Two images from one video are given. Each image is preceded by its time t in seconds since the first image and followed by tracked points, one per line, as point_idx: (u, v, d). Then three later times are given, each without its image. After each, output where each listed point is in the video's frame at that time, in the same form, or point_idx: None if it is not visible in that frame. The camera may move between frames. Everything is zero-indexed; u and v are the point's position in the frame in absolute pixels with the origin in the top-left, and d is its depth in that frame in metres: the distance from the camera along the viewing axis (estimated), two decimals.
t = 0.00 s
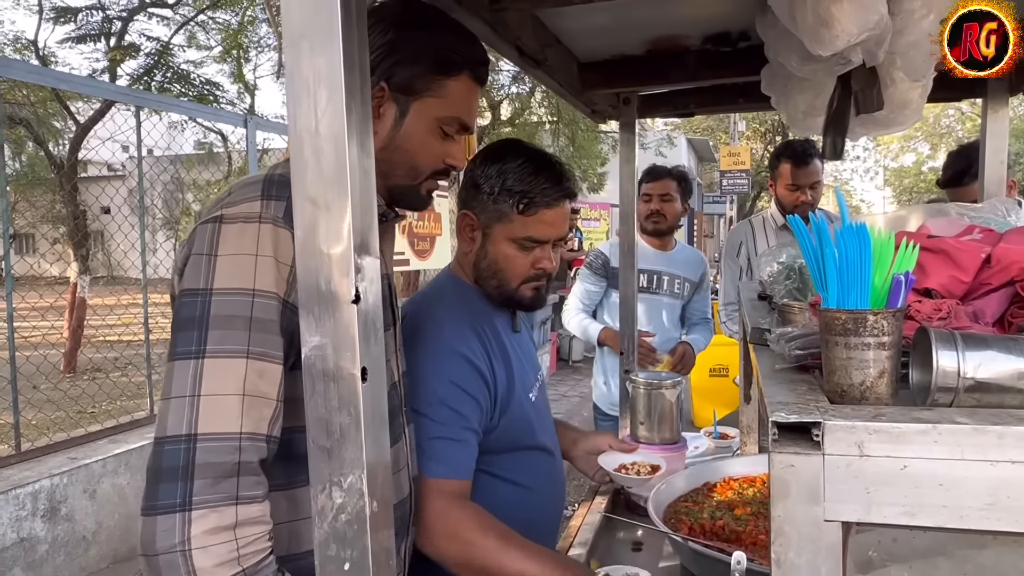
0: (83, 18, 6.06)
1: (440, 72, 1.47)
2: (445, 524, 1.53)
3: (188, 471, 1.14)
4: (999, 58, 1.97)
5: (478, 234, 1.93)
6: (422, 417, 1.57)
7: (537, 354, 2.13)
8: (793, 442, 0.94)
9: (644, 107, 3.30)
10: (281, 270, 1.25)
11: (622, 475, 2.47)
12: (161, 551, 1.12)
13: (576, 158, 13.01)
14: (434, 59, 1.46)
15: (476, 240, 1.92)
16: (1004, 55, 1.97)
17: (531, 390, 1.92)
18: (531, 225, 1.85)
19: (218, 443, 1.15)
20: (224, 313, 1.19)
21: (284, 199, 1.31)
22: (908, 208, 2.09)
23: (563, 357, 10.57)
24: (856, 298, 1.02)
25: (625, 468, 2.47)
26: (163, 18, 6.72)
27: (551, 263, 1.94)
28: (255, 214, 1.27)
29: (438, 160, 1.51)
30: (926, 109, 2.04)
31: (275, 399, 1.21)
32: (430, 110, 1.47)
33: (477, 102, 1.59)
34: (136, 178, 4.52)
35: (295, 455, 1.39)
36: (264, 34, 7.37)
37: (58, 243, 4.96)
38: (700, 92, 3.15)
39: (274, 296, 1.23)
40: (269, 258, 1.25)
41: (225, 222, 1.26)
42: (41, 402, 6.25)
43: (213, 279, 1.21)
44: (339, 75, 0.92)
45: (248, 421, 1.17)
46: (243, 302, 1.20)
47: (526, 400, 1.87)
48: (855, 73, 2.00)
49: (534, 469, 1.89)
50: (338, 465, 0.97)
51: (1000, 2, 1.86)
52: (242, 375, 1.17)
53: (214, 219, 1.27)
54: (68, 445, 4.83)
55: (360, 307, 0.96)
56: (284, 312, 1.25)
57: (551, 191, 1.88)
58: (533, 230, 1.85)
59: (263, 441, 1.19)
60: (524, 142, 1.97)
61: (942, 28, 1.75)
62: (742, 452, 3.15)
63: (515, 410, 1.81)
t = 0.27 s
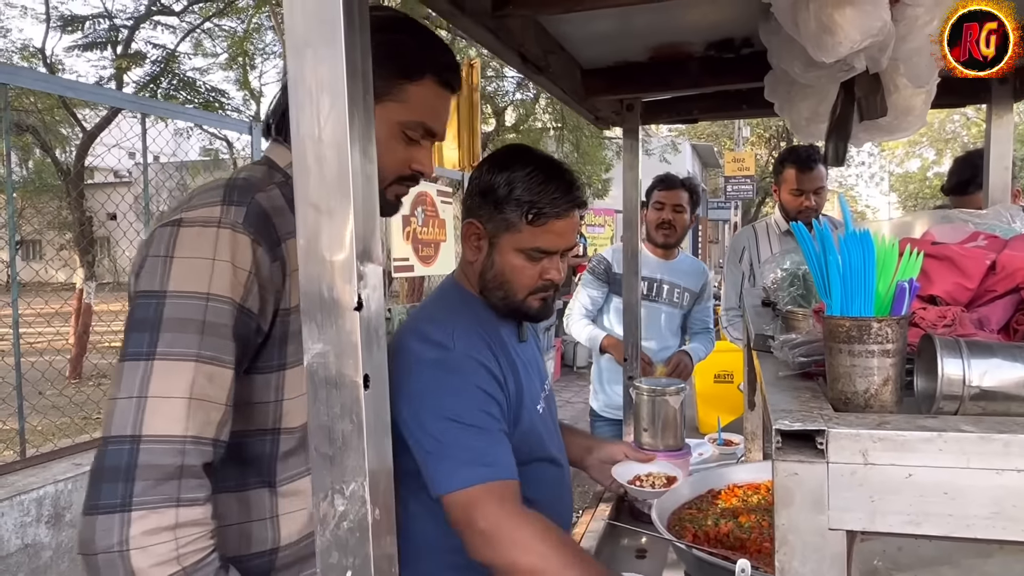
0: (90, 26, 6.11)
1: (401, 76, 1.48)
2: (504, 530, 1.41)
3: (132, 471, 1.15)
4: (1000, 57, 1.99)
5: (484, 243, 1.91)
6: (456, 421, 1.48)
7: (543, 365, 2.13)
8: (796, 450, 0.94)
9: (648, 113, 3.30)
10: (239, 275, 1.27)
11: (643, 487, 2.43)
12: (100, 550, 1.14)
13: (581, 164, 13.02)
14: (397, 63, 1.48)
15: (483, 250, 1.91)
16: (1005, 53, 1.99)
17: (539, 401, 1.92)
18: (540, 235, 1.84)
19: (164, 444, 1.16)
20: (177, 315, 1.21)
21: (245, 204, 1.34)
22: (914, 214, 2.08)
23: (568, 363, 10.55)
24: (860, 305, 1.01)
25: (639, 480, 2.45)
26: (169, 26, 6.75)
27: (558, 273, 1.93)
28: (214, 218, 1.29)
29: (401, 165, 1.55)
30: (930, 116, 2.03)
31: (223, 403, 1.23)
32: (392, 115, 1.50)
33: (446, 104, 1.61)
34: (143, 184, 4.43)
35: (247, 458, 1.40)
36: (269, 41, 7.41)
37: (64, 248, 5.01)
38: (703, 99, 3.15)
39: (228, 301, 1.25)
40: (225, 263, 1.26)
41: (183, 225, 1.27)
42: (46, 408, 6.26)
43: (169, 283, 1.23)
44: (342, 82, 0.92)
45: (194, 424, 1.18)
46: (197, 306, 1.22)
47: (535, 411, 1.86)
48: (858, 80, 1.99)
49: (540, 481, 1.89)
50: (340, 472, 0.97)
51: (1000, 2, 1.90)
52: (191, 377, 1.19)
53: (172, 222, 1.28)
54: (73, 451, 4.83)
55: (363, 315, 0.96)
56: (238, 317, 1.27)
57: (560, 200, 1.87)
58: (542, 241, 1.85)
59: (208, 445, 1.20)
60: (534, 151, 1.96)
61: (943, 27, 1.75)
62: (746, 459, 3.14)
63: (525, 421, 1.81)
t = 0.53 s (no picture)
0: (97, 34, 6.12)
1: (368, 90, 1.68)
2: (527, 531, 1.37)
3: (18, 453, 1.18)
4: (999, 56, 1.98)
5: (497, 250, 1.92)
6: (478, 424, 1.48)
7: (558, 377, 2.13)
8: (799, 460, 0.94)
9: (653, 120, 3.31)
10: (159, 270, 1.33)
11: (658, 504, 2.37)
12: None
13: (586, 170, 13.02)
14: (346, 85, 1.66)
15: (496, 257, 1.92)
16: (1006, 53, 1.99)
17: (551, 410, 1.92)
18: (554, 242, 1.84)
19: (51, 429, 1.19)
20: (89, 304, 1.25)
21: (178, 204, 1.44)
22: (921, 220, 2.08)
23: (573, 370, 10.53)
24: (863, 315, 1.02)
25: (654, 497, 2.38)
26: (176, 34, 6.76)
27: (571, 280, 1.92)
28: (146, 214, 1.37)
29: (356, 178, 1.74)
30: (934, 123, 2.04)
31: (124, 395, 1.26)
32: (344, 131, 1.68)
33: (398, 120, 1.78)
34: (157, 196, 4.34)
35: (169, 454, 1.49)
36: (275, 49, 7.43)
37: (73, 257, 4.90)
38: (708, 106, 3.15)
39: (144, 294, 1.29)
40: (148, 258, 1.32)
41: (117, 217, 1.34)
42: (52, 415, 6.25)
43: (90, 272, 1.27)
44: (348, 94, 0.93)
45: (87, 411, 1.21)
46: (109, 297, 1.26)
47: (547, 419, 1.86)
48: (861, 87, 1.97)
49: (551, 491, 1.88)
50: (345, 481, 0.98)
51: (998, 3, 1.92)
52: (90, 363, 1.22)
53: (106, 214, 1.35)
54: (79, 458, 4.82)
55: (368, 324, 0.97)
56: (155, 311, 1.32)
57: (574, 207, 1.87)
58: (556, 247, 1.85)
59: (101, 434, 1.23)
60: (547, 158, 1.96)
61: (943, 27, 1.75)
62: (752, 466, 3.13)
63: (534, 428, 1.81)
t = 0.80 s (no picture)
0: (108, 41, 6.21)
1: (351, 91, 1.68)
2: (472, 544, 1.46)
3: (25, 479, 1.18)
4: (1000, 57, 1.89)
5: (501, 256, 1.92)
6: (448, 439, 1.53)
7: (566, 383, 2.12)
8: (805, 467, 0.96)
9: (659, 127, 3.32)
10: (165, 283, 1.32)
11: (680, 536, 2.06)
12: None
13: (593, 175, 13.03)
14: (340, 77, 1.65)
15: (500, 263, 1.92)
16: (1006, 54, 1.90)
17: (553, 418, 1.91)
18: (557, 247, 1.85)
19: (61, 454, 1.18)
20: (93, 320, 1.24)
21: (182, 211, 1.43)
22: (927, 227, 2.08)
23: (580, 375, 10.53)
24: (868, 324, 1.02)
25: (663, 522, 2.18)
26: (184, 41, 6.84)
27: (575, 285, 1.93)
28: (149, 223, 1.36)
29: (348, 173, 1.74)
30: (940, 130, 2.04)
31: (133, 413, 1.26)
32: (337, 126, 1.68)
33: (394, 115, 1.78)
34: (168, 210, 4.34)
35: (167, 471, 1.51)
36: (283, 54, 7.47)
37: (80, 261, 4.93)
38: (715, 112, 3.16)
39: (150, 308, 1.29)
40: (153, 271, 1.31)
41: (116, 226, 1.33)
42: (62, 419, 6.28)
43: (92, 286, 1.26)
44: (360, 105, 0.95)
45: (98, 433, 1.20)
46: (117, 311, 1.26)
47: (546, 427, 1.86)
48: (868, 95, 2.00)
49: (555, 498, 1.88)
50: (356, 487, 0.99)
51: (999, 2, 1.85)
52: (101, 384, 1.21)
53: (106, 222, 1.33)
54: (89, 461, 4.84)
55: (379, 332, 0.98)
56: (160, 325, 1.31)
57: (578, 213, 1.87)
58: (560, 253, 1.85)
59: (110, 456, 1.22)
60: (551, 165, 1.97)
61: (943, 25, 1.69)
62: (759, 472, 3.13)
63: (533, 435, 1.80)
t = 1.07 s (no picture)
0: (117, 46, 6.24)
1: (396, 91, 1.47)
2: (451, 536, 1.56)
3: (30, 521, 1.03)
4: (1000, 55, 1.88)
5: (500, 259, 1.97)
6: (432, 439, 1.61)
7: (570, 384, 2.13)
8: (805, 473, 0.97)
9: (665, 132, 3.33)
10: (190, 300, 1.16)
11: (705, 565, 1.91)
12: None
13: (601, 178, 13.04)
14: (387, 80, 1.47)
15: (499, 265, 1.97)
16: (1007, 53, 1.89)
17: (551, 419, 1.92)
18: (553, 248, 1.89)
19: (73, 494, 1.04)
20: (108, 342, 1.09)
21: (207, 221, 1.26)
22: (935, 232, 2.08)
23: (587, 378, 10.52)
24: (868, 331, 1.04)
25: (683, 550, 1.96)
26: (194, 45, 6.88)
27: (573, 286, 1.97)
28: (172, 232, 1.20)
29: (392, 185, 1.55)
30: (945, 136, 2.05)
31: (153, 448, 1.10)
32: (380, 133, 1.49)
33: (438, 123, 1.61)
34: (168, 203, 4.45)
35: (180, 503, 1.36)
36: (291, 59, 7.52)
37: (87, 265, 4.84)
38: (721, 117, 3.17)
39: (173, 330, 1.13)
40: (175, 286, 1.15)
41: (134, 235, 1.17)
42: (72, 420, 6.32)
43: (105, 305, 1.10)
44: (366, 115, 0.97)
45: (114, 471, 1.05)
46: (135, 334, 1.10)
47: (542, 427, 1.87)
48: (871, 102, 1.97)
49: (554, 499, 1.88)
50: (362, 491, 1.01)
51: (999, 1, 1.82)
52: (117, 417, 1.06)
53: (122, 231, 1.17)
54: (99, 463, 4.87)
55: (385, 339, 1.00)
56: (184, 349, 1.16)
57: (572, 214, 1.92)
58: (555, 253, 1.89)
59: (127, 496, 1.07)
60: (547, 169, 2.03)
61: (943, 27, 1.68)
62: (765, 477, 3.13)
63: (531, 434, 1.82)
